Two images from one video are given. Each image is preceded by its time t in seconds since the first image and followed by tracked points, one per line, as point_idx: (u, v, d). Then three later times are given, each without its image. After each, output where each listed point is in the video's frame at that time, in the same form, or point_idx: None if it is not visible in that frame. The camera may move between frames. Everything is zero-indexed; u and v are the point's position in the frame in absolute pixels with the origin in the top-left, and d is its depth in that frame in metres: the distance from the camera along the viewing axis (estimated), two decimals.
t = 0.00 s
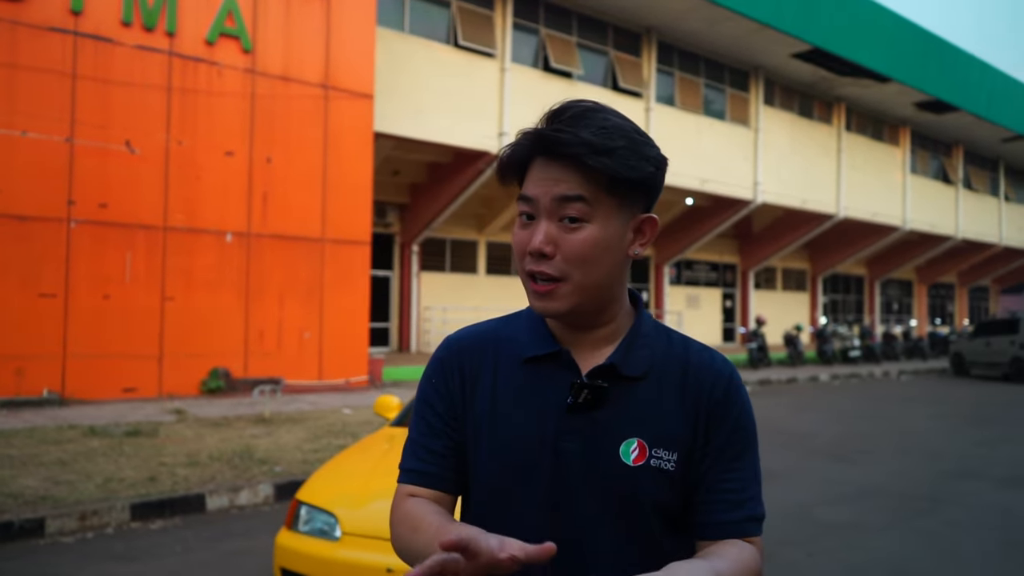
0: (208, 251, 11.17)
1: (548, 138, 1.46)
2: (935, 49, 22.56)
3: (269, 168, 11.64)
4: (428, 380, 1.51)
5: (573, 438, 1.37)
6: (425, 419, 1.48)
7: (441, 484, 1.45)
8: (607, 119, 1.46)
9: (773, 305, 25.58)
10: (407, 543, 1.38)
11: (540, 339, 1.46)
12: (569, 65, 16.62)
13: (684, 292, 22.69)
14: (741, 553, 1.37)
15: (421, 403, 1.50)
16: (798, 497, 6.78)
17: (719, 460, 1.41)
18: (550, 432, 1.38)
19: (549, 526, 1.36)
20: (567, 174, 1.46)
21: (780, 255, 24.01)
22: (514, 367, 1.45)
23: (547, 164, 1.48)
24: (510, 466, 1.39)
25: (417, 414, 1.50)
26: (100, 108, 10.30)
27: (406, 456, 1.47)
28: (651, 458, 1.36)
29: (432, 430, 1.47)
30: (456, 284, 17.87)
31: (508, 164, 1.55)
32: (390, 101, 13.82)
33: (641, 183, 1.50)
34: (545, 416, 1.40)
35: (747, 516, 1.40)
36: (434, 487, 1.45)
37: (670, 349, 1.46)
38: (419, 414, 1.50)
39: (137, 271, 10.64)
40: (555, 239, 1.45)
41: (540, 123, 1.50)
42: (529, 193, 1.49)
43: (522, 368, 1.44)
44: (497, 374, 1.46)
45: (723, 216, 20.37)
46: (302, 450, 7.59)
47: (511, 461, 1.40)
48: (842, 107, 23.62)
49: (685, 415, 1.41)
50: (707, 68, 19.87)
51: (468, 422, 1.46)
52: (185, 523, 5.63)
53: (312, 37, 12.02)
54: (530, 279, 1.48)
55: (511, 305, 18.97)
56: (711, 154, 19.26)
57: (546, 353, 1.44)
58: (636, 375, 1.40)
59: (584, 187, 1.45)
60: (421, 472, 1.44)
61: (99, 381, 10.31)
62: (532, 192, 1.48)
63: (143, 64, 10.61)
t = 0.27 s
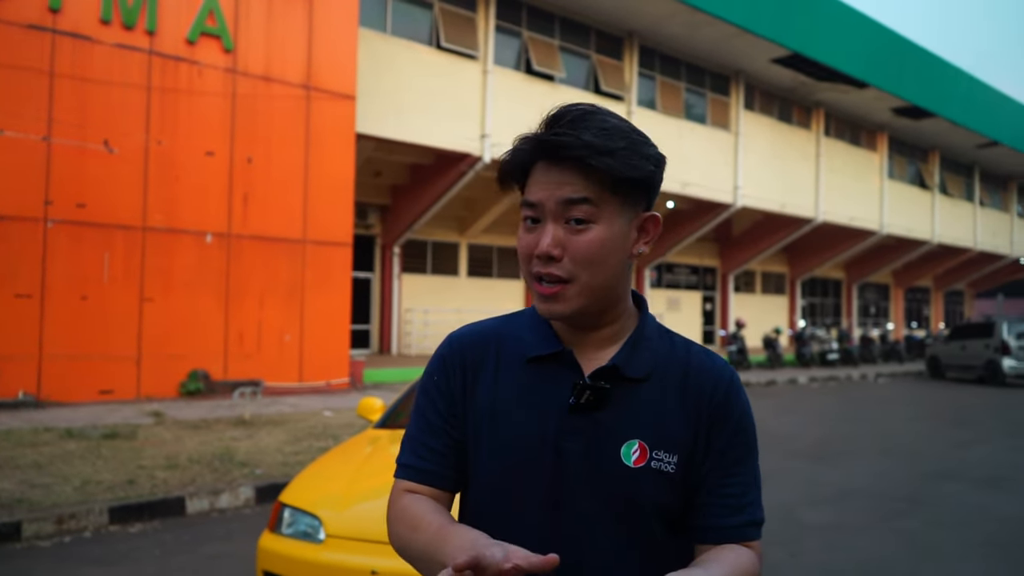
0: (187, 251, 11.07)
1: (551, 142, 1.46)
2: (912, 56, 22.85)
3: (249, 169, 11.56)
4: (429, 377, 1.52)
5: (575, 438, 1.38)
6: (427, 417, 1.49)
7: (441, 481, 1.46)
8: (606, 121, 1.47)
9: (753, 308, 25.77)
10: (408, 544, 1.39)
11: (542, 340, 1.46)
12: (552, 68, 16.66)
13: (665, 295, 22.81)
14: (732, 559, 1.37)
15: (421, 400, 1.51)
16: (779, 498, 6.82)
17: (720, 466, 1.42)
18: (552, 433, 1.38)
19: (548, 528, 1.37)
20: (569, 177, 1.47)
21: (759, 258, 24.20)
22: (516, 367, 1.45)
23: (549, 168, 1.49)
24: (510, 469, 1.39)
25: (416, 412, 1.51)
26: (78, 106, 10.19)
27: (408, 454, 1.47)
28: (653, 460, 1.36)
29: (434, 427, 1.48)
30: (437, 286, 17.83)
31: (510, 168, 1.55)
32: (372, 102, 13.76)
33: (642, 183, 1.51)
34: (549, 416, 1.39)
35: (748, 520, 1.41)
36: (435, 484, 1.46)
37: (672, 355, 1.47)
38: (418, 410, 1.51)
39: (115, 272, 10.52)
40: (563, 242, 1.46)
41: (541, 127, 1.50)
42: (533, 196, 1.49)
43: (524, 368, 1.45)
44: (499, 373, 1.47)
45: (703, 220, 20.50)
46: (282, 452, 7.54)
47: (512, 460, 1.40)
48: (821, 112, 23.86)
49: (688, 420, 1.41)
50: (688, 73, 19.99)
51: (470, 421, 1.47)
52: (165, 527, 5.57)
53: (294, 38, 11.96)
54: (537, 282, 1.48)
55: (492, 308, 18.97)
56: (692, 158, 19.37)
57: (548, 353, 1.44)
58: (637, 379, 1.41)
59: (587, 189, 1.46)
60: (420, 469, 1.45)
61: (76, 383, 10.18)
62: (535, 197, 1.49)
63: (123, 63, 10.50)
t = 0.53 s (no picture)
0: (166, 251, 10.96)
1: (577, 125, 1.52)
2: (889, 59, 23.11)
3: (229, 168, 11.47)
4: (423, 372, 1.52)
5: (567, 437, 1.38)
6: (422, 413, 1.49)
7: (437, 477, 1.47)
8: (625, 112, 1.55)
9: (732, 309, 25.96)
10: (402, 543, 1.39)
11: (537, 338, 1.47)
12: (533, 69, 16.67)
13: (646, 295, 22.90)
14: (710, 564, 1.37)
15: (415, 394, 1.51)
16: (759, 497, 6.86)
17: (711, 468, 1.42)
18: (545, 432, 1.39)
19: (540, 529, 1.37)
20: (590, 161, 1.52)
21: (739, 259, 24.37)
22: (511, 364, 1.46)
23: (571, 153, 1.53)
24: (503, 470, 1.39)
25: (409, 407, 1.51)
26: (55, 104, 10.07)
27: (402, 449, 1.47)
28: (643, 462, 1.37)
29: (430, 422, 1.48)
30: (418, 287, 17.79)
31: (526, 155, 1.58)
32: (353, 101, 13.71)
33: (648, 177, 1.58)
34: (543, 414, 1.40)
35: (732, 524, 1.43)
36: (430, 480, 1.46)
37: (667, 355, 1.48)
38: (412, 404, 1.51)
39: (92, 271, 10.41)
40: (586, 220, 1.49)
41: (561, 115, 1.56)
42: (554, 179, 1.53)
43: (520, 366, 1.45)
44: (496, 370, 1.47)
45: (683, 221, 20.61)
46: (262, 453, 7.48)
47: (505, 459, 1.40)
48: (800, 115, 24.08)
49: (680, 422, 1.42)
50: (669, 74, 20.10)
51: (467, 417, 1.47)
52: (144, 529, 5.52)
53: (275, 37, 11.89)
54: (557, 261, 1.50)
55: (473, 308, 18.95)
56: (673, 160, 19.45)
57: (543, 351, 1.45)
58: (631, 379, 1.42)
59: (609, 172, 1.52)
60: (415, 464, 1.45)
61: (52, 384, 10.06)
62: (557, 178, 1.53)
63: (100, 60, 10.40)
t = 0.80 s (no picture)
0: (142, 249, 10.85)
1: (575, 123, 1.63)
2: (864, 60, 23.34)
3: (206, 166, 11.37)
4: (402, 351, 1.61)
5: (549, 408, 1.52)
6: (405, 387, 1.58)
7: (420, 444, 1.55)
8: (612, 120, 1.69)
9: (710, 307, 26.13)
10: (387, 498, 1.47)
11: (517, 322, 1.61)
12: (512, 68, 16.66)
13: (624, 294, 22.97)
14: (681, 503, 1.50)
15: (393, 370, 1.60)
16: (737, 493, 6.94)
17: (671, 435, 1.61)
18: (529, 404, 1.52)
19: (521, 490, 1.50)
20: (584, 159, 1.63)
21: (717, 258, 24.50)
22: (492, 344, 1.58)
23: (566, 150, 1.64)
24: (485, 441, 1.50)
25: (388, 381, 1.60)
26: (26, 100, 9.91)
27: (383, 421, 1.56)
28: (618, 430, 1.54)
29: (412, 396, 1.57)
30: (396, 285, 17.73)
31: (521, 150, 1.67)
32: (331, 98, 13.65)
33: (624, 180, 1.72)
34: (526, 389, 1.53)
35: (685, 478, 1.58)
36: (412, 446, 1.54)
37: (630, 342, 1.66)
38: (391, 380, 1.59)
39: (66, 270, 10.27)
40: (581, 214, 1.59)
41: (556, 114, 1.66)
42: (550, 172, 1.62)
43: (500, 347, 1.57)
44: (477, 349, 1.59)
45: (661, 219, 20.71)
46: (240, 452, 7.43)
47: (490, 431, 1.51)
48: (777, 114, 24.25)
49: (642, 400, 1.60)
50: (647, 74, 20.18)
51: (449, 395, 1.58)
52: (119, 530, 5.46)
53: (252, 33, 11.78)
54: (552, 250, 1.58)
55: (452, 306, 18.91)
56: (651, 159, 19.52)
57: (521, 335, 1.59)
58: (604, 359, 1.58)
59: (600, 170, 1.63)
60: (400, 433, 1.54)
61: (24, 383, 9.91)
62: (554, 172, 1.62)
63: (75, 56, 10.26)
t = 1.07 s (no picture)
0: (118, 247, 10.73)
1: (527, 140, 1.63)
2: (840, 61, 23.58)
3: (184, 164, 11.26)
4: (347, 356, 1.56)
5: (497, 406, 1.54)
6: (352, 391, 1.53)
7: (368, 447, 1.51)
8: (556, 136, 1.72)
9: (689, 306, 26.26)
10: (345, 508, 1.44)
11: (464, 325, 1.60)
12: (492, 67, 16.65)
13: (604, 293, 23.04)
14: (622, 501, 1.56)
15: (336, 376, 1.55)
16: (715, 491, 6.98)
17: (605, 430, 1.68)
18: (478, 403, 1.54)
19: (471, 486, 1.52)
20: (538, 175, 1.64)
21: (696, 257, 24.63)
22: (440, 346, 1.56)
23: (518, 165, 1.64)
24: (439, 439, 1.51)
25: (334, 388, 1.55)
26: None
27: (329, 426, 1.51)
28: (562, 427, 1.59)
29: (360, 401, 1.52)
30: (376, 284, 17.67)
31: (474, 160, 1.64)
32: (310, 96, 13.57)
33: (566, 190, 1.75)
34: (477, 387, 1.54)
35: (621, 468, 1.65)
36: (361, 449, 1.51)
37: (570, 342, 1.70)
38: (337, 387, 1.54)
39: (40, 268, 10.14)
40: (536, 231, 1.61)
41: (511, 127, 1.65)
42: (505, 187, 1.62)
43: (448, 348, 1.56)
44: (424, 350, 1.56)
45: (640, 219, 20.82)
46: (218, 453, 7.37)
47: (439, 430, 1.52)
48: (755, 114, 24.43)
49: (585, 397, 1.66)
50: (626, 73, 20.25)
51: (396, 399, 1.54)
52: (95, 532, 5.40)
53: (230, 30, 11.69)
54: (508, 267, 1.59)
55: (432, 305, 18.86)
56: (630, 158, 19.59)
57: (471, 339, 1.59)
58: (547, 358, 1.62)
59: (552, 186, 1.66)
60: (348, 437, 1.50)
61: None
62: (508, 187, 1.62)
63: (48, 51, 10.14)
